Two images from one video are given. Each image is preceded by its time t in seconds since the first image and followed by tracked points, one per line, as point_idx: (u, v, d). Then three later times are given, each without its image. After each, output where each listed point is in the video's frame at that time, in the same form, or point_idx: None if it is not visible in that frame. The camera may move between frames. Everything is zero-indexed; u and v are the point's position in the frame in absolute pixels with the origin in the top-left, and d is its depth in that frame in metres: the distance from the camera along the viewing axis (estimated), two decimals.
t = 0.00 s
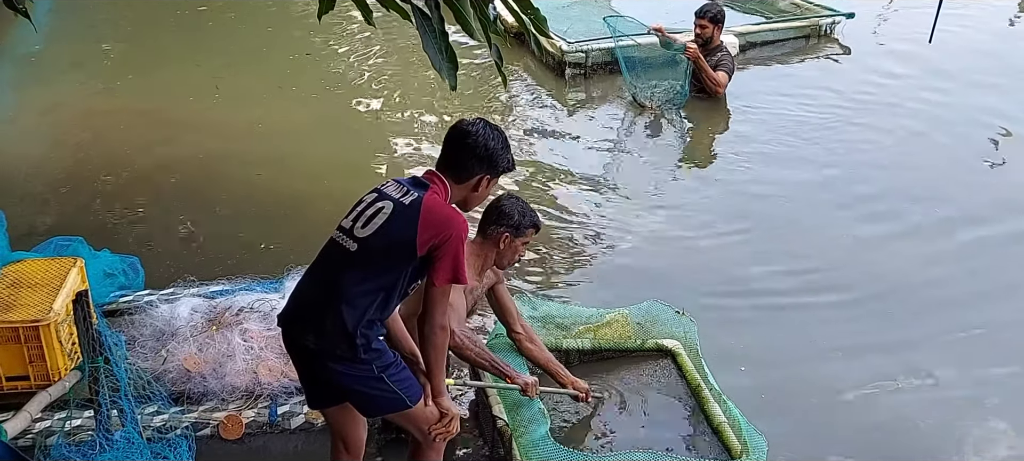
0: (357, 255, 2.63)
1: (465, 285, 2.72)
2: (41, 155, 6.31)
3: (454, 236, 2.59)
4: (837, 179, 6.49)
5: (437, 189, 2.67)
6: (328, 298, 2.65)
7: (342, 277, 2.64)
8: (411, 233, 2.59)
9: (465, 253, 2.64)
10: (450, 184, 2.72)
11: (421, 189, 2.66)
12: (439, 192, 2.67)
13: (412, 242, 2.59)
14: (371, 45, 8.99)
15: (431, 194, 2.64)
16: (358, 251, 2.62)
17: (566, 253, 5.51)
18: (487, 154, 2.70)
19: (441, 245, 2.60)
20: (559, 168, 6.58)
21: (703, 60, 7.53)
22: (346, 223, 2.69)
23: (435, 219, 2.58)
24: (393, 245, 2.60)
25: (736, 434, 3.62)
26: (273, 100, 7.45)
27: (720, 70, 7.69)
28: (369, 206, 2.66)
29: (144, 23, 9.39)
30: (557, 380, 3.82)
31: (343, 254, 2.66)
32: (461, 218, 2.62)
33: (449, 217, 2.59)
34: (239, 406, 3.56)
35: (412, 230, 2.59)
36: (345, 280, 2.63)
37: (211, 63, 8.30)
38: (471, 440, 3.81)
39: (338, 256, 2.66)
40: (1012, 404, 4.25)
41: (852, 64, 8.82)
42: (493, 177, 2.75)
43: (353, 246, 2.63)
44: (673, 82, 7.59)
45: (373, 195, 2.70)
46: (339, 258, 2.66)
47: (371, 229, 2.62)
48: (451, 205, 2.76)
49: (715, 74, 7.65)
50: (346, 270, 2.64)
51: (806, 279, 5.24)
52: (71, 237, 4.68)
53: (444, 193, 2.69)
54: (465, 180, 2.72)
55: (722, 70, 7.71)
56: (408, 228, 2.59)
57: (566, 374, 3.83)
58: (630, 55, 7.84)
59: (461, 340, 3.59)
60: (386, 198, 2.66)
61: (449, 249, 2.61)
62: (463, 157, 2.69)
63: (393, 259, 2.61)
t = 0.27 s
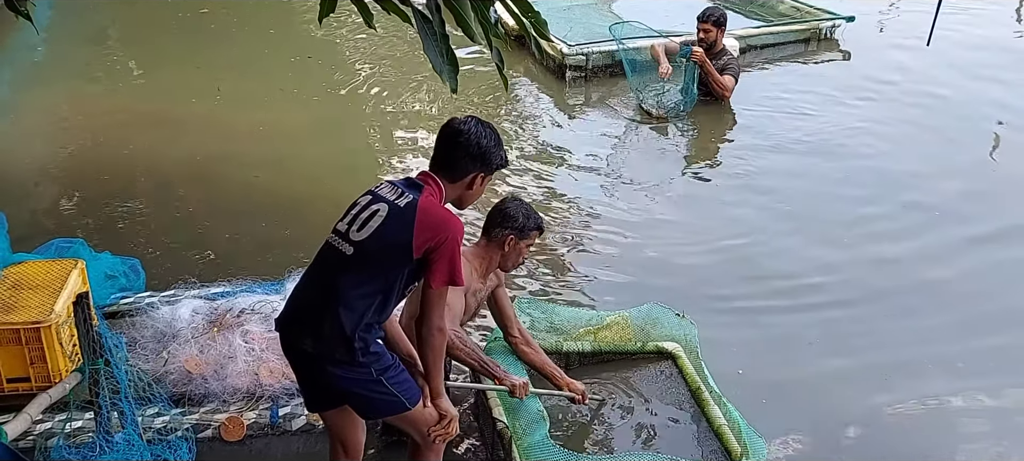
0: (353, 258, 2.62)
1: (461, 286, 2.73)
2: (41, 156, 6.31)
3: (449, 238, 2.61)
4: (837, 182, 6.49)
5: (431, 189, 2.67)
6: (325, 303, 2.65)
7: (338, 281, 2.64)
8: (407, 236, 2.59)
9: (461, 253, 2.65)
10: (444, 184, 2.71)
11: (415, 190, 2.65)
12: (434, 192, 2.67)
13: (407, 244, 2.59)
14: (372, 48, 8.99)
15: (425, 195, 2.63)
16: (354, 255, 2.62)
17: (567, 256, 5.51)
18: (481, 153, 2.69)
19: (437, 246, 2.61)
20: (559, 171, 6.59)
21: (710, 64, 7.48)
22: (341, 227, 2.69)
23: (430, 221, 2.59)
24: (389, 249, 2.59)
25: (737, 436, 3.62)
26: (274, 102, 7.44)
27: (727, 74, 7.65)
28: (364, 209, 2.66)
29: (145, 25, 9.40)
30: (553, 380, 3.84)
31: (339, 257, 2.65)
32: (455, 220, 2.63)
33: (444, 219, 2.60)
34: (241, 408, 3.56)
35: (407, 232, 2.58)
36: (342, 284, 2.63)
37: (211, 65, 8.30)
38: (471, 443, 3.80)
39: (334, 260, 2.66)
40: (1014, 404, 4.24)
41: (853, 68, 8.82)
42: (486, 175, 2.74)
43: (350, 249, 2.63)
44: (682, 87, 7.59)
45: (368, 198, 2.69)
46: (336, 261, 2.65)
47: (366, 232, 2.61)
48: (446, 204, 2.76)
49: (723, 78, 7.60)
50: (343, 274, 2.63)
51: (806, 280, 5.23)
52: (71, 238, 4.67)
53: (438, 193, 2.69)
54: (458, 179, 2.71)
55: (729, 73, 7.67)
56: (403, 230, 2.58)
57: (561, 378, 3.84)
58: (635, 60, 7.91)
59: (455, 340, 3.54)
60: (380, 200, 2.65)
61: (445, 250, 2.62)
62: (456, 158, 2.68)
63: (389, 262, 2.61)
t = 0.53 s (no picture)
0: (351, 263, 2.62)
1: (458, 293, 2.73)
2: (43, 160, 6.31)
3: (446, 245, 2.61)
4: (838, 186, 6.48)
5: (429, 195, 2.67)
6: (322, 308, 2.65)
7: (336, 286, 2.64)
8: (404, 241, 2.59)
9: (458, 260, 2.65)
10: (443, 190, 2.71)
11: (413, 196, 2.65)
12: (432, 198, 2.67)
13: (404, 250, 2.59)
14: (373, 52, 9.00)
15: (423, 201, 2.63)
16: (352, 260, 2.62)
17: (567, 260, 5.51)
18: (479, 159, 2.69)
19: (433, 253, 2.61)
20: (560, 175, 6.59)
21: (716, 71, 7.48)
22: (338, 232, 2.69)
23: (428, 227, 2.59)
24: (386, 254, 2.59)
25: (738, 440, 3.62)
26: (275, 106, 7.45)
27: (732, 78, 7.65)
28: (362, 214, 2.65)
29: (147, 28, 9.41)
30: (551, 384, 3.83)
31: (336, 262, 2.65)
32: (453, 226, 2.63)
33: (441, 225, 2.60)
34: (243, 412, 3.56)
35: (404, 238, 2.58)
36: (339, 289, 2.63)
37: (212, 69, 8.31)
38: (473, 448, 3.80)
39: (332, 265, 2.66)
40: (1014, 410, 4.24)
41: (854, 72, 8.83)
42: (485, 180, 2.74)
43: (347, 255, 2.63)
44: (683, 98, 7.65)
45: (366, 203, 2.69)
46: (333, 266, 2.66)
47: (364, 237, 2.61)
48: (444, 210, 2.75)
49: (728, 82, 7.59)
50: (340, 279, 2.64)
51: (807, 284, 5.23)
52: (72, 242, 4.67)
53: (436, 199, 2.68)
54: (457, 185, 2.71)
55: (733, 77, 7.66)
56: (401, 236, 2.58)
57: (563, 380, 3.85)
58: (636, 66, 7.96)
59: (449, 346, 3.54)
60: (378, 206, 2.65)
61: (442, 257, 2.61)
62: (455, 163, 2.68)
63: (386, 267, 2.61)
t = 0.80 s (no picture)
0: (350, 263, 2.62)
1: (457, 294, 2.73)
2: (44, 159, 6.31)
3: (445, 244, 2.60)
4: (840, 186, 6.48)
5: (429, 195, 2.66)
6: (321, 307, 2.65)
7: (334, 286, 2.64)
8: (402, 241, 2.58)
9: (456, 260, 2.64)
10: (442, 190, 2.71)
11: (413, 196, 2.65)
12: (431, 198, 2.66)
13: (403, 250, 2.59)
14: (374, 52, 8.99)
15: (423, 201, 2.63)
16: (351, 259, 2.62)
17: (568, 260, 5.51)
18: (479, 158, 2.68)
19: (432, 253, 2.60)
20: (561, 175, 6.59)
21: (718, 73, 7.46)
22: (338, 231, 2.68)
23: (426, 227, 2.59)
24: (384, 254, 2.59)
25: (739, 440, 3.62)
26: (276, 106, 7.44)
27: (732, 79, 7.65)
28: (361, 213, 2.65)
29: (148, 28, 9.41)
30: (552, 385, 3.83)
31: (336, 262, 2.66)
32: (452, 226, 2.63)
33: (441, 226, 2.59)
34: (245, 411, 3.55)
35: (403, 238, 2.58)
36: (338, 288, 2.63)
37: (213, 68, 8.31)
38: (473, 447, 3.80)
39: (331, 264, 2.66)
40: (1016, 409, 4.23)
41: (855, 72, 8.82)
42: (485, 181, 2.74)
43: (346, 254, 2.63)
44: (682, 101, 7.67)
45: (367, 202, 2.68)
46: (332, 265, 2.66)
47: (363, 237, 2.61)
48: (444, 210, 2.75)
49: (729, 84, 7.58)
50: (339, 278, 2.63)
51: (807, 284, 5.23)
52: (73, 242, 4.67)
53: (436, 200, 2.68)
54: (457, 186, 2.71)
55: (734, 78, 7.66)
56: (400, 236, 2.58)
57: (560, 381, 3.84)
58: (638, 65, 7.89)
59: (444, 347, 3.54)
60: (378, 205, 2.64)
61: (440, 257, 2.61)
62: (455, 164, 2.67)
63: (385, 267, 2.61)
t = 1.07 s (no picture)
0: (347, 267, 2.62)
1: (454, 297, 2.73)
2: (42, 163, 6.30)
3: (441, 248, 2.61)
4: (838, 189, 6.49)
5: (425, 199, 2.67)
6: (319, 310, 2.65)
7: (332, 289, 2.64)
8: (399, 245, 2.59)
9: (453, 264, 2.65)
10: (439, 194, 2.71)
11: (410, 200, 2.65)
12: (428, 202, 2.67)
13: (400, 254, 2.59)
14: (373, 56, 8.99)
15: (419, 205, 2.63)
16: (349, 263, 2.62)
17: (566, 263, 5.50)
18: (476, 162, 2.68)
19: (428, 257, 2.61)
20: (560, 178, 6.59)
21: (714, 74, 7.47)
22: (335, 235, 2.69)
23: (423, 231, 2.59)
24: (382, 258, 2.59)
25: (738, 443, 3.63)
26: (274, 110, 7.44)
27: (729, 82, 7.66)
28: (358, 217, 2.65)
29: (146, 32, 9.40)
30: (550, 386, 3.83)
31: (333, 266, 2.66)
32: (449, 230, 2.63)
33: (437, 229, 2.60)
34: (245, 414, 3.55)
35: (400, 242, 2.58)
36: (335, 292, 2.63)
37: (211, 72, 8.30)
38: (471, 451, 3.80)
39: (328, 268, 2.66)
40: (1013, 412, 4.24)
41: (852, 75, 8.84)
42: (482, 185, 2.74)
43: (343, 258, 2.63)
44: (682, 100, 7.68)
45: (364, 206, 2.69)
46: (329, 269, 2.66)
47: (360, 240, 2.61)
48: (442, 214, 2.76)
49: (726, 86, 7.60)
50: (336, 282, 2.63)
51: (805, 287, 5.24)
52: (72, 246, 4.67)
53: (432, 203, 2.69)
54: (454, 189, 2.71)
55: (732, 81, 7.68)
56: (397, 239, 2.58)
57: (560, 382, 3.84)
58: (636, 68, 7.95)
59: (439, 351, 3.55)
60: (375, 209, 2.65)
61: (437, 261, 2.61)
62: (452, 167, 2.68)
63: (382, 271, 2.61)
